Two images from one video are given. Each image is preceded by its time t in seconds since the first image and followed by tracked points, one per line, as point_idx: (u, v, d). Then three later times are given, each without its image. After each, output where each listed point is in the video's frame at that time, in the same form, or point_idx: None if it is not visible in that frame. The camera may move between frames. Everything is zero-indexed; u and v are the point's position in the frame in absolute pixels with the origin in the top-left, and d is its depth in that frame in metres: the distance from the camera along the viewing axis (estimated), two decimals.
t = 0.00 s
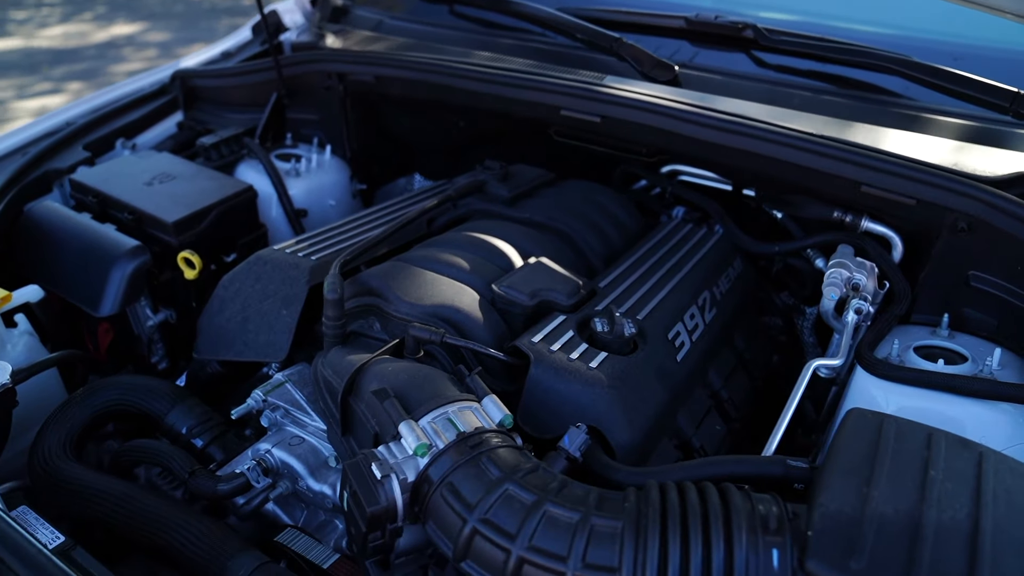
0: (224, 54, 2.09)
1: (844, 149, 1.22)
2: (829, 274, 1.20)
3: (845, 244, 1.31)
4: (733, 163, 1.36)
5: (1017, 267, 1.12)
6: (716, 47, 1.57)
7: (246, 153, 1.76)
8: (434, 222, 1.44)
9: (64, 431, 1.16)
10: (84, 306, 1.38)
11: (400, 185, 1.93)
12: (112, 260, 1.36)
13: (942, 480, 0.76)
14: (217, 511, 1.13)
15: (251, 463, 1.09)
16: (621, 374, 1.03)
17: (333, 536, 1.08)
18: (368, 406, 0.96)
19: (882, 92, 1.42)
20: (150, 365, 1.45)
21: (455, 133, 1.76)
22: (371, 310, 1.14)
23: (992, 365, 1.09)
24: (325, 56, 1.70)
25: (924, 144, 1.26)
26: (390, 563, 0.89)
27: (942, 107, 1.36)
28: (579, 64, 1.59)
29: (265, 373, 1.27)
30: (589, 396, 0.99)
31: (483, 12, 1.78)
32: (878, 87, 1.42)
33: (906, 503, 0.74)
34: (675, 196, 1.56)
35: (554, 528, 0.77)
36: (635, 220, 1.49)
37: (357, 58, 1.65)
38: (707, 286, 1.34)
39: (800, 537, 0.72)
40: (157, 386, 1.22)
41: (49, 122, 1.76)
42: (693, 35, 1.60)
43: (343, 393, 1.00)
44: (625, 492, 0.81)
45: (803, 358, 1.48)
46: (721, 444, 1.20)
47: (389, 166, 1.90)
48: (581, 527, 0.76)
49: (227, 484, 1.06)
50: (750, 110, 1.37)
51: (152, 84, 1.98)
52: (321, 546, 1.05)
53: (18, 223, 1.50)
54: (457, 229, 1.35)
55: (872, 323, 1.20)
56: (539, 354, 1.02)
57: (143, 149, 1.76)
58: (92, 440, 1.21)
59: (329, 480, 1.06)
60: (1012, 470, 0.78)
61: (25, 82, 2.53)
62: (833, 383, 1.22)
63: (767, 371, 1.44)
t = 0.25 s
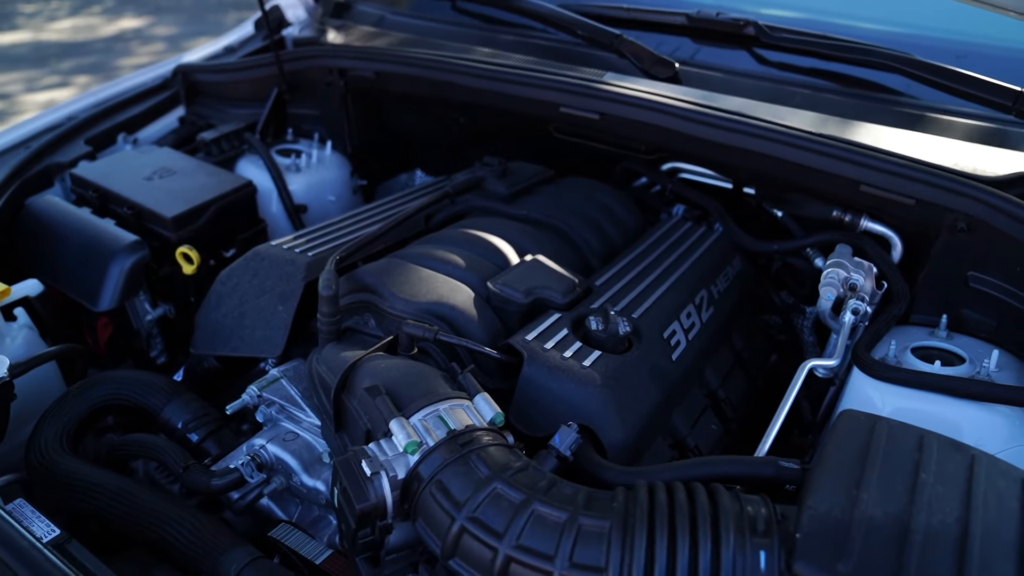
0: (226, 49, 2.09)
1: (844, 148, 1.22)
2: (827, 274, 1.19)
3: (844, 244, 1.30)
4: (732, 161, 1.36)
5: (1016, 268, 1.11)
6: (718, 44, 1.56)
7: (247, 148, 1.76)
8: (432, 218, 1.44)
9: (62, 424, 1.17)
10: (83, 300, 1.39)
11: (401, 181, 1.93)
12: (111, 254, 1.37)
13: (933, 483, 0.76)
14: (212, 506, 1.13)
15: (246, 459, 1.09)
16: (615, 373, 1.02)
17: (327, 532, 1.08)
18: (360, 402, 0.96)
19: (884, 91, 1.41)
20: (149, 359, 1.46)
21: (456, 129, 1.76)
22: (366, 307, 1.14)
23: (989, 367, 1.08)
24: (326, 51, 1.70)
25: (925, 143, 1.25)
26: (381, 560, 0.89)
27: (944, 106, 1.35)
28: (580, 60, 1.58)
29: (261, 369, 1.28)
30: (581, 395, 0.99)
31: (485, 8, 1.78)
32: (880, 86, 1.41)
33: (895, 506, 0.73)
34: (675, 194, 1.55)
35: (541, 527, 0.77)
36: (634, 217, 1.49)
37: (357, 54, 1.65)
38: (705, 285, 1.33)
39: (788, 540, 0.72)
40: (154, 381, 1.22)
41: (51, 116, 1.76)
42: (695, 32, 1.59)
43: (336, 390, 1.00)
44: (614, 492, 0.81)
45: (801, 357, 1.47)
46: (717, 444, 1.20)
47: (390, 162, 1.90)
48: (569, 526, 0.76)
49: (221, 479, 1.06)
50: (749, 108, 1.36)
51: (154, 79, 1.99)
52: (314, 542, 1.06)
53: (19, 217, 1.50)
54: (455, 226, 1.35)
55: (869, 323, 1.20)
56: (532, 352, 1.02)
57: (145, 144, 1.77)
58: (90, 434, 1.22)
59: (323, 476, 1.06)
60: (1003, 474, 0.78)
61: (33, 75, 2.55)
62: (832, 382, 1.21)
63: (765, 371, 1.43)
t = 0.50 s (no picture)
0: (229, 44, 2.09)
1: (843, 148, 1.21)
2: (823, 274, 1.19)
3: (842, 244, 1.30)
4: (731, 159, 1.35)
5: (1015, 270, 1.10)
6: (719, 42, 1.56)
7: (248, 144, 1.77)
8: (430, 215, 1.45)
9: (59, 418, 1.18)
10: (82, 295, 1.40)
11: (403, 177, 1.91)
12: (110, 249, 1.37)
13: (923, 486, 0.75)
14: (207, 501, 1.14)
15: (241, 454, 1.10)
16: (608, 372, 1.02)
17: (321, 528, 1.09)
18: (353, 399, 0.96)
19: (886, 90, 1.40)
20: (149, 354, 1.47)
21: (457, 126, 1.76)
22: (361, 304, 1.14)
23: (986, 369, 1.08)
24: (328, 47, 1.69)
25: (925, 143, 1.24)
26: (371, 556, 0.89)
27: (946, 106, 1.34)
28: (580, 58, 1.58)
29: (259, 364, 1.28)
30: (574, 393, 0.99)
31: (486, 5, 1.77)
32: (882, 85, 1.40)
33: (884, 509, 0.73)
34: (675, 192, 1.55)
35: (529, 527, 0.77)
36: (634, 215, 1.49)
37: (358, 50, 1.64)
38: (703, 284, 1.33)
39: (775, 542, 0.72)
40: (151, 376, 1.23)
41: (54, 112, 1.77)
42: (696, 29, 1.58)
43: (330, 386, 1.00)
44: (603, 492, 0.81)
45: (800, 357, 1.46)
46: (713, 444, 1.19)
47: (391, 158, 1.90)
48: (556, 526, 0.76)
49: (215, 474, 1.07)
50: (748, 107, 1.35)
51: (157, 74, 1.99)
52: (308, 537, 1.06)
53: (20, 212, 1.51)
54: (452, 223, 1.35)
55: (867, 324, 1.19)
56: (525, 351, 1.02)
57: (147, 140, 1.77)
58: (87, 428, 1.23)
59: (317, 472, 1.07)
60: (994, 478, 0.77)
61: (41, 70, 2.55)
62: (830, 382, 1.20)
63: (764, 370, 1.43)
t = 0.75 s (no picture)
0: (234, 41, 2.10)
1: (843, 147, 1.20)
2: (821, 274, 1.19)
3: (842, 244, 1.29)
4: (731, 158, 1.35)
5: (1015, 271, 1.09)
6: (721, 40, 1.55)
7: (250, 140, 1.77)
8: (430, 212, 1.45)
9: (59, 412, 1.19)
10: (84, 289, 1.40)
11: (406, 174, 1.92)
12: (111, 244, 1.38)
13: (915, 488, 0.75)
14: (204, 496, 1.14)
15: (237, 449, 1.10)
16: (603, 371, 1.02)
17: (316, 524, 1.09)
18: (348, 396, 0.96)
19: (888, 89, 1.39)
20: (149, 349, 1.47)
21: (460, 123, 1.76)
22: (359, 301, 1.15)
23: (985, 370, 1.07)
24: (330, 44, 1.70)
25: (927, 142, 1.23)
26: (364, 553, 0.89)
27: (949, 105, 1.33)
28: (582, 56, 1.58)
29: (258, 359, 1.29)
30: (569, 392, 0.99)
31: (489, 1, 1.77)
32: (885, 84, 1.39)
33: (875, 511, 0.73)
34: (676, 190, 1.55)
35: (519, 525, 0.77)
36: (634, 213, 1.48)
37: (360, 47, 1.65)
38: (702, 283, 1.32)
39: (765, 543, 0.72)
40: (150, 371, 1.24)
41: (59, 107, 1.78)
42: (698, 27, 1.58)
43: (325, 382, 1.01)
44: (594, 491, 0.81)
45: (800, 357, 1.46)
46: (709, 443, 1.19)
47: (394, 154, 1.90)
48: (547, 524, 0.76)
49: (212, 469, 1.07)
50: (749, 105, 1.35)
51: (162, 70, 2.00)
52: (304, 533, 1.06)
53: (24, 206, 1.52)
54: (451, 221, 1.35)
55: (867, 324, 1.19)
56: (521, 349, 1.02)
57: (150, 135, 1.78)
58: (87, 422, 1.24)
59: (313, 468, 1.07)
60: (988, 481, 0.77)
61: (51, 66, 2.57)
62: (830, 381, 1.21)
63: (763, 370, 1.42)
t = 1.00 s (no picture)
0: (238, 36, 2.10)
1: (844, 146, 1.20)
2: (821, 273, 1.18)
3: (843, 243, 1.29)
4: (731, 156, 1.34)
5: (1016, 272, 1.08)
6: (724, 38, 1.55)
7: (253, 136, 1.78)
8: (431, 208, 1.45)
9: (59, 405, 1.20)
10: (85, 283, 1.41)
11: (409, 170, 1.93)
12: (112, 239, 1.39)
13: (908, 490, 0.75)
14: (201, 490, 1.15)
15: (235, 443, 1.11)
16: (599, 369, 1.02)
17: (313, 519, 1.09)
18: (343, 391, 0.96)
19: (892, 87, 1.37)
20: (151, 343, 1.48)
21: (462, 120, 1.76)
22: (356, 297, 1.15)
23: (983, 372, 1.06)
24: (333, 40, 1.70)
25: (929, 142, 1.22)
26: (357, 548, 0.89)
27: (952, 104, 1.31)
28: (585, 53, 1.57)
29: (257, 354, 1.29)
30: (564, 389, 0.99)
31: None
32: (887, 82, 1.38)
33: (867, 512, 0.72)
34: (678, 188, 1.54)
35: (510, 522, 0.77)
36: (635, 211, 1.48)
37: (363, 43, 1.65)
38: (701, 282, 1.32)
39: (756, 543, 0.72)
40: (150, 365, 1.25)
41: (64, 102, 1.79)
42: (701, 26, 1.58)
43: (322, 378, 1.01)
44: (586, 489, 0.81)
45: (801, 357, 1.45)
46: (706, 442, 1.19)
47: (397, 151, 1.90)
48: (538, 522, 0.76)
49: (209, 463, 1.08)
50: (750, 104, 1.34)
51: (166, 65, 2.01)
52: (300, 528, 1.06)
53: (28, 201, 1.53)
54: (451, 217, 1.35)
55: (866, 323, 1.18)
56: (516, 346, 1.02)
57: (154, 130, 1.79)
58: (86, 416, 1.24)
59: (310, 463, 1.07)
60: (981, 484, 0.76)
61: (60, 61, 2.58)
62: (829, 382, 1.20)
63: (763, 369, 1.42)
